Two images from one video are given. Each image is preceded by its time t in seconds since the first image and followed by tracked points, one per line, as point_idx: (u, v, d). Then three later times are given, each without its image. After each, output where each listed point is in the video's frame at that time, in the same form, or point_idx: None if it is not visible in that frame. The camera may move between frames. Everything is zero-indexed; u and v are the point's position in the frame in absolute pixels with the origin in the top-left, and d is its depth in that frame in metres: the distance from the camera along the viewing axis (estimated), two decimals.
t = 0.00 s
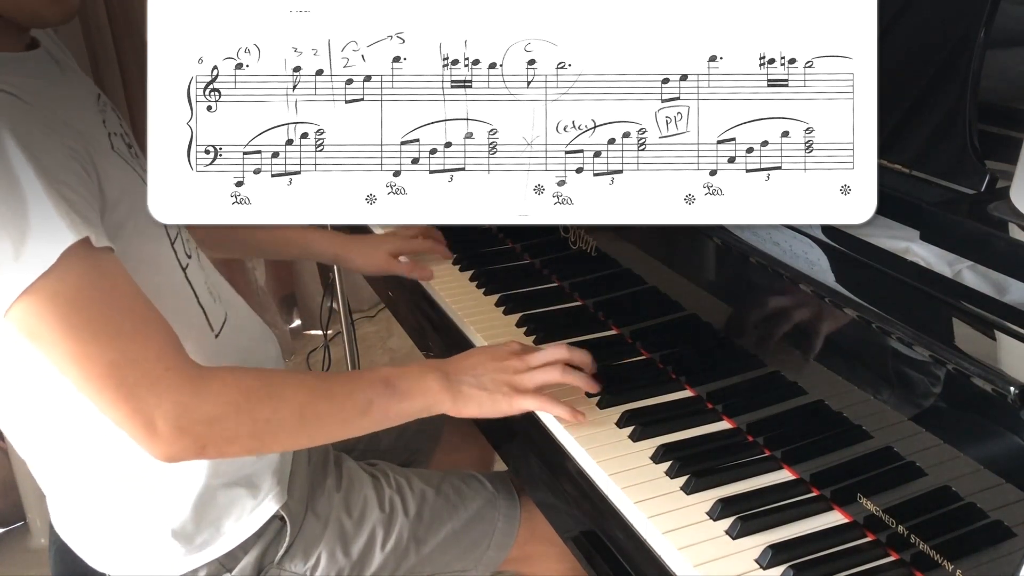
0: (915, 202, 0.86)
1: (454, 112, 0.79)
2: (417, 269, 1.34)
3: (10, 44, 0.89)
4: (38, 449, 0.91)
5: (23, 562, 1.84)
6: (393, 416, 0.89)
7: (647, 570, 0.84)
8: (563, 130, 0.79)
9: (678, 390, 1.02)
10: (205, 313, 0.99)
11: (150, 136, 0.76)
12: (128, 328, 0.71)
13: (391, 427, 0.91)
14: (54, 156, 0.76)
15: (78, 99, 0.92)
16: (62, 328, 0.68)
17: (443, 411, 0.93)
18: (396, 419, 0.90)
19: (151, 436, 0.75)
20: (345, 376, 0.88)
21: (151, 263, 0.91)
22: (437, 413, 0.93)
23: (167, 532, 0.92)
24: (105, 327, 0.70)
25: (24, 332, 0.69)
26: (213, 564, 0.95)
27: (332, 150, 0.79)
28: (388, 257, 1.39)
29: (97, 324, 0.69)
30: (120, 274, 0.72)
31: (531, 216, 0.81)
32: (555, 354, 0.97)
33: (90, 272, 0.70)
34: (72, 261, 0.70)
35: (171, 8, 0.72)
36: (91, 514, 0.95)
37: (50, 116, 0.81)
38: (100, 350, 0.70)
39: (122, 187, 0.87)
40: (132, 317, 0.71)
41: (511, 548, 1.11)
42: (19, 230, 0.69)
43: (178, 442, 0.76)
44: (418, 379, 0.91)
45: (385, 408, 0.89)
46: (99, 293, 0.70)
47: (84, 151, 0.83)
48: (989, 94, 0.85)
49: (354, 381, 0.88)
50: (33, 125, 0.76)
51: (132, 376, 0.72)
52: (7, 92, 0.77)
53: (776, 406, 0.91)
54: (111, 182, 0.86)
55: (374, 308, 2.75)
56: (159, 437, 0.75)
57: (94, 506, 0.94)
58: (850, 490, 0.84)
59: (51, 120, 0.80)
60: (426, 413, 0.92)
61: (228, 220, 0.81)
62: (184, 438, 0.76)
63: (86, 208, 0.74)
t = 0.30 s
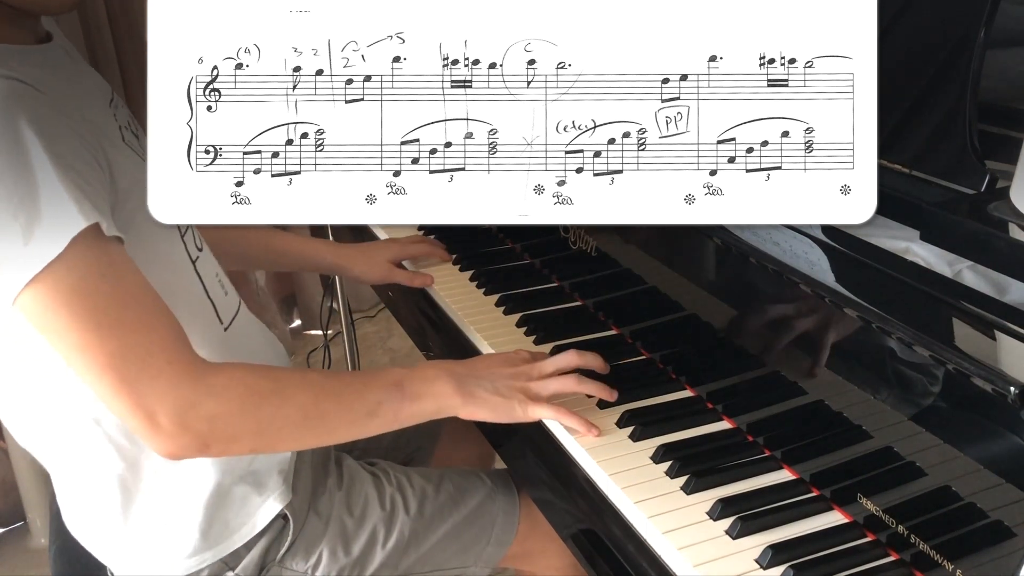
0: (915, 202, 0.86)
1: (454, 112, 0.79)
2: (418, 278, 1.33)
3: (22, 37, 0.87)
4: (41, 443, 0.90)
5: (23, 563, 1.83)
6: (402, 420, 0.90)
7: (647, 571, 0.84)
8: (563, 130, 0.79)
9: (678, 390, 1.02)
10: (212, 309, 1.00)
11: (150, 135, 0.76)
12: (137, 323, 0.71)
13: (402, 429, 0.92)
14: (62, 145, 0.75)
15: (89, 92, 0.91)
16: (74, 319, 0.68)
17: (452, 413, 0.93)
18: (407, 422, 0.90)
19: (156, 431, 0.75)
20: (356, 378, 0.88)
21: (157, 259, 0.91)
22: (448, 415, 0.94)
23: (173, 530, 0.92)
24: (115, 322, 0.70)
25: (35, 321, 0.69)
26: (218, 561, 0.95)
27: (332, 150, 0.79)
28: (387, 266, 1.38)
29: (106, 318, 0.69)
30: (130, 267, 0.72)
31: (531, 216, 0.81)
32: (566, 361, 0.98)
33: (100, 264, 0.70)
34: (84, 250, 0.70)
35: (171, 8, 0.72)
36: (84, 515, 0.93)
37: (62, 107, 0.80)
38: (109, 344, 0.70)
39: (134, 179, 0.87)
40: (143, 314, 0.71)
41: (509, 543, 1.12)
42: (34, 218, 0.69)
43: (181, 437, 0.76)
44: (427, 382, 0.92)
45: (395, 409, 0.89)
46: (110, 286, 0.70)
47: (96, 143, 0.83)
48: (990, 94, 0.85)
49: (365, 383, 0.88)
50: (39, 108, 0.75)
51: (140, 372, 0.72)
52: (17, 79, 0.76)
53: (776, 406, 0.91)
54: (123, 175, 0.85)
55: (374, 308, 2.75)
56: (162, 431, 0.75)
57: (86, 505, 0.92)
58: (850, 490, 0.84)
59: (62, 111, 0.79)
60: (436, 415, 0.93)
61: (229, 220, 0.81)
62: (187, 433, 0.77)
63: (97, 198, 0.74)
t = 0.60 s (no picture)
0: (915, 202, 0.87)
1: (454, 112, 0.79)
2: (417, 276, 1.33)
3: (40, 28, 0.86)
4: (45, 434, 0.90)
5: (23, 563, 1.83)
6: (400, 437, 0.89)
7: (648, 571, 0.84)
8: (562, 130, 0.79)
9: (678, 390, 1.02)
10: (218, 306, 1.01)
11: (150, 135, 0.76)
12: (141, 321, 0.71)
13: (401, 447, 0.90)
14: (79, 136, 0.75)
15: (108, 87, 0.91)
16: (79, 313, 0.68)
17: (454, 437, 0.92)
18: (400, 442, 0.89)
19: (150, 431, 0.74)
20: (356, 391, 0.87)
21: (167, 258, 0.91)
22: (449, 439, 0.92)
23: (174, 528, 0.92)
24: (120, 318, 0.70)
25: (43, 312, 0.69)
26: (218, 561, 0.95)
27: (332, 150, 0.79)
28: (387, 259, 1.38)
29: (110, 314, 0.69)
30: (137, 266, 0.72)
31: (531, 216, 0.81)
32: (566, 363, 0.92)
33: (106, 261, 0.70)
34: (91, 246, 0.70)
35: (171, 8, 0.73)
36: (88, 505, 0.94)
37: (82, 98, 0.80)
38: (111, 338, 0.70)
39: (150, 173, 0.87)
40: (147, 312, 0.71)
41: (509, 544, 1.12)
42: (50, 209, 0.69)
43: (174, 439, 0.76)
44: (430, 406, 0.90)
45: (390, 429, 0.88)
46: (116, 282, 0.70)
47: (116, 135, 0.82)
48: (990, 93, 0.85)
49: (365, 396, 0.87)
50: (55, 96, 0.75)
51: (140, 370, 0.72)
52: (40, 67, 0.76)
53: (776, 406, 0.91)
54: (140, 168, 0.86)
55: (374, 309, 2.75)
56: (155, 432, 0.75)
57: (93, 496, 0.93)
58: (850, 490, 0.84)
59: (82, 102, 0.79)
60: (435, 436, 0.91)
61: (229, 220, 0.81)
62: (180, 436, 0.76)
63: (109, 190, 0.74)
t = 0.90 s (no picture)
0: (915, 202, 0.86)
1: (454, 112, 0.79)
2: (418, 275, 1.33)
3: (40, 6, 0.81)
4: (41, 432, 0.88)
5: (23, 562, 1.84)
6: (404, 436, 0.89)
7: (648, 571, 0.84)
8: (563, 130, 0.79)
9: (678, 390, 1.03)
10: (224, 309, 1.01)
11: (150, 135, 0.76)
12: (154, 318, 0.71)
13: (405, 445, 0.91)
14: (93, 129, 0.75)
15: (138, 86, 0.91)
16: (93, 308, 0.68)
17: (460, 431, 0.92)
18: (407, 437, 0.89)
19: (154, 432, 0.74)
20: (360, 392, 0.88)
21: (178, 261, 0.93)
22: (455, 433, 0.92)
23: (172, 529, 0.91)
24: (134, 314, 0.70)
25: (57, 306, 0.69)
26: (219, 560, 0.95)
27: (332, 150, 0.79)
28: (390, 256, 1.38)
29: (123, 310, 0.69)
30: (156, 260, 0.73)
31: (531, 216, 0.81)
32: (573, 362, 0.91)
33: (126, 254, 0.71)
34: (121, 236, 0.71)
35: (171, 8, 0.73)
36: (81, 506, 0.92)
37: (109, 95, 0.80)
38: (123, 336, 0.69)
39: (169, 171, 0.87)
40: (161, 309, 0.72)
41: (509, 544, 1.12)
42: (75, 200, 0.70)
43: (178, 442, 0.75)
44: (434, 399, 0.90)
45: (396, 426, 0.88)
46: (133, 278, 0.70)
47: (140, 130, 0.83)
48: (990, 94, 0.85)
49: (370, 397, 0.87)
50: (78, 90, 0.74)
51: (148, 369, 0.71)
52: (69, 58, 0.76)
53: (776, 406, 0.91)
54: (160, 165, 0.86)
55: (374, 308, 2.76)
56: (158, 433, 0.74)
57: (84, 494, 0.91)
58: (850, 490, 0.84)
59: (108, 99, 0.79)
60: (441, 431, 0.91)
61: (228, 220, 0.81)
62: (183, 439, 0.75)
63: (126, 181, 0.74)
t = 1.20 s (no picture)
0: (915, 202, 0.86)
1: (454, 112, 0.79)
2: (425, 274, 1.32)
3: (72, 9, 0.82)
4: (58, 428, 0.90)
5: (23, 563, 1.84)
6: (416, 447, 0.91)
7: (648, 571, 0.84)
8: (563, 130, 0.79)
9: (678, 390, 1.03)
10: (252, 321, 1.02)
11: (149, 135, 0.76)
12: (191, 345, 0.73)
13: (414, 456, 0.93)
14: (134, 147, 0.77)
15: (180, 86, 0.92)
16: (135, 332, 0.70)
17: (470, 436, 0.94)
18: (420, 448, 0.92)
19: (176, 459, 0.76)
20: (368, 408, 0.90)
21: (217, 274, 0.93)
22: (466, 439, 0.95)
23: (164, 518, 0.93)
24: (173, 341, 0.72)
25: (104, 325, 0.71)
26: (218, 559, 0.96)
27: (332, 150, 0.79)
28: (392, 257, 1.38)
29: (164, 337, 0.71)
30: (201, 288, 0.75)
31: (531, 216, 0.81)
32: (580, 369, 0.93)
33: (175, 281, 0.72)
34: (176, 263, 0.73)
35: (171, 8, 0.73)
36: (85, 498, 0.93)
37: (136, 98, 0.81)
38: (161, 363, 0.72)
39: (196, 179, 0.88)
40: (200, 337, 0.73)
41: (510, 547, 1.11)
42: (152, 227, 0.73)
43: (200, 468, 0.78)
44: (443, 408, 0.92)
45: (407, 438, 0.91)
46: (178, 304, 0.72)
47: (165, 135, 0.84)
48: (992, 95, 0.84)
49: (380, 414, 0.90)
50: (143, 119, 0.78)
51: (177, 396, 0.74)
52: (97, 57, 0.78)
53: (776, 406, 0.91)
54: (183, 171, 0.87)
55: (374, 308, 2.76)
56: (178, 461, 0.77)
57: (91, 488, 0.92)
58: (850, 490, 0.84)
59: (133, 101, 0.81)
60: (452, 440, 0.94)
61: (228, 221, 0.80)
62: (201, 467, 0.78)
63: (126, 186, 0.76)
